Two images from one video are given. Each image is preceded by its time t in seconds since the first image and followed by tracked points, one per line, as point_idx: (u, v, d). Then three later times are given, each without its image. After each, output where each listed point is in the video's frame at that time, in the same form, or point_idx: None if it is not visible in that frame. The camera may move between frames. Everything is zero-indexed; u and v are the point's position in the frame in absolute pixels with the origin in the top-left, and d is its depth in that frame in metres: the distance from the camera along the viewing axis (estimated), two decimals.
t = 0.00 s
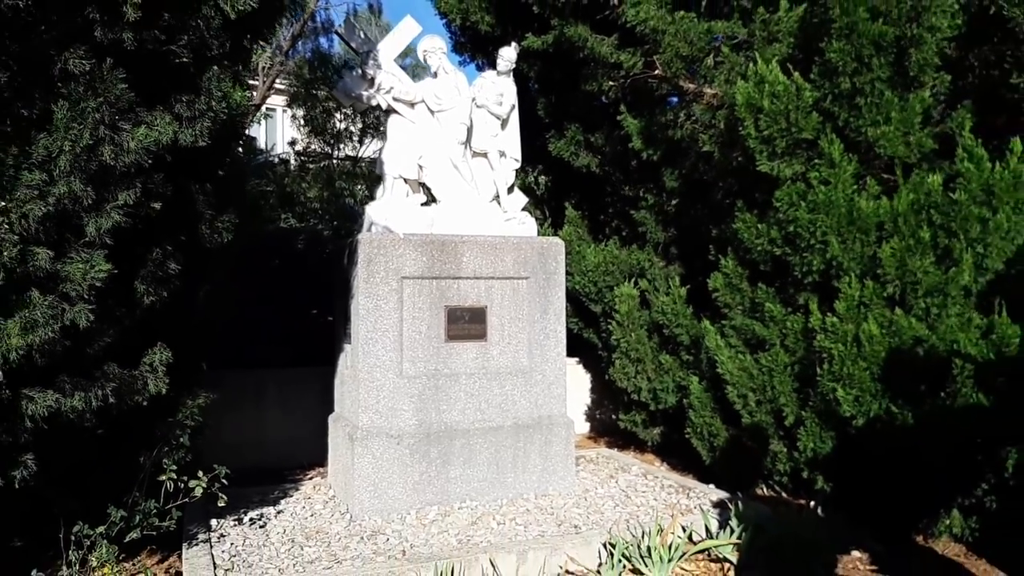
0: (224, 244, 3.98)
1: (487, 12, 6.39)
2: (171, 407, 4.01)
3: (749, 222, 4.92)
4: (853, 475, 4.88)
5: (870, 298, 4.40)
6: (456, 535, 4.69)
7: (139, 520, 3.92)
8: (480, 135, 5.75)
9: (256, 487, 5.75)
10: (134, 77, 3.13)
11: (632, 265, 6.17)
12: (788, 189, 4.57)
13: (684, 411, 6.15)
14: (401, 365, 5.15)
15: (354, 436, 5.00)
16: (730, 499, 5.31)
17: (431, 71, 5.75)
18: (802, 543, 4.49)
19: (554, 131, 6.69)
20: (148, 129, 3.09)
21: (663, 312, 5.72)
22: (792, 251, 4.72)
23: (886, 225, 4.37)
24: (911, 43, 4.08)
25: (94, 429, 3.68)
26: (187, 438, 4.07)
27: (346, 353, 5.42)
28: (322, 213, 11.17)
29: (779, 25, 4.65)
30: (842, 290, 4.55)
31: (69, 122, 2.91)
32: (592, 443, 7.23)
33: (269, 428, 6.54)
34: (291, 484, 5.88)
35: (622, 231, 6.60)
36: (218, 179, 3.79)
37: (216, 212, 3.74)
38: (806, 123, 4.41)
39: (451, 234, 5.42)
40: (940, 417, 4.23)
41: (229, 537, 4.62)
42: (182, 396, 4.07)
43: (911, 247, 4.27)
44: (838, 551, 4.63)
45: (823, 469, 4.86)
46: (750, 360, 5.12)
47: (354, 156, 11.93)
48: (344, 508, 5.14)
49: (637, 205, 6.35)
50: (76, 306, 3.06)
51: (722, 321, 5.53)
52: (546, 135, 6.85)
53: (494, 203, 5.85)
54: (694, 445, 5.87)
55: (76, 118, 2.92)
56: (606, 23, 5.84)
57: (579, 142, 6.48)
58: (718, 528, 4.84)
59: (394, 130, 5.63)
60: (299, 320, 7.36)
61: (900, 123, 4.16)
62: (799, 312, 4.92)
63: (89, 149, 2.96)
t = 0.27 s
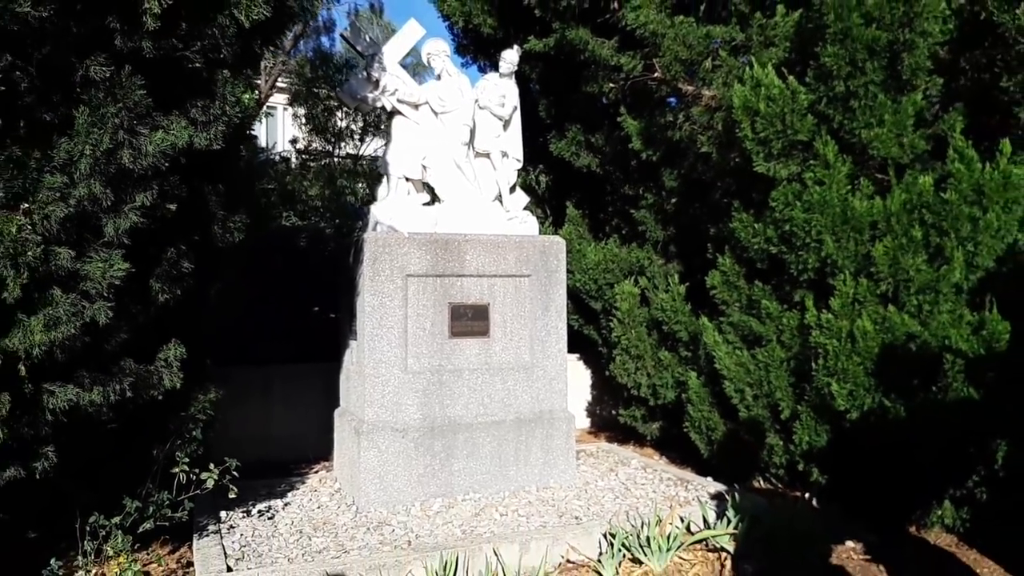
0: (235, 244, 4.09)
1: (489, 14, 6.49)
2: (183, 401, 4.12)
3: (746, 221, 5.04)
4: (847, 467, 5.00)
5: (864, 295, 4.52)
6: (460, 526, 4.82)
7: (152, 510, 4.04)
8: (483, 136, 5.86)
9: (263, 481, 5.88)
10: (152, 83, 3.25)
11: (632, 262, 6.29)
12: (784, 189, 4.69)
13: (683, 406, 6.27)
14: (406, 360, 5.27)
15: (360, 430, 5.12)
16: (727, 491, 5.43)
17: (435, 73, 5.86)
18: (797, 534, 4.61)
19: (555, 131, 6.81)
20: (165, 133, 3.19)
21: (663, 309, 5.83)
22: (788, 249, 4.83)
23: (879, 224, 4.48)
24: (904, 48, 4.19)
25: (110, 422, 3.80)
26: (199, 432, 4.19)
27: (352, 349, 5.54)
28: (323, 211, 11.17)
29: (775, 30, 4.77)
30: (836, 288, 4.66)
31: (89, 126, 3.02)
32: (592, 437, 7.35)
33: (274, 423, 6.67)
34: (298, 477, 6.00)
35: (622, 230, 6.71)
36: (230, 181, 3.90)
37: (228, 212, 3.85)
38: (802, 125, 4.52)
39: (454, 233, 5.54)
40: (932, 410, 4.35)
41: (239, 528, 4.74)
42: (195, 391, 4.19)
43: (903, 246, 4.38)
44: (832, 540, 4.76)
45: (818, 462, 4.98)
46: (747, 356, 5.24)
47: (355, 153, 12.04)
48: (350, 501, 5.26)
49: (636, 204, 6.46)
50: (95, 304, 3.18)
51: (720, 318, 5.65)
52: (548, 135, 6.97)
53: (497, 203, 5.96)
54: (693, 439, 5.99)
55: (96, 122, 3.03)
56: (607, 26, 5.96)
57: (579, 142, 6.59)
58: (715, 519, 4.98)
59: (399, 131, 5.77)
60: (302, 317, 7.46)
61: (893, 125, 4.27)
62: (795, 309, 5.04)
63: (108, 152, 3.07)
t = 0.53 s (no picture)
0: (247, 241, 4.21)
1: (491, 15, 6.60)
2: (195, 395, 4.36)
3: (743, 219, 5.16)
4: (842, 459, 5.12)
5: (858, 290, 4.65)
6: (465, 516, 4.95)
7: (167, 501, 4.15)
8: (486, 135, 5.99)
9: (271, 473, 6.01)
10: (170, 87, 3.37)
11: (632, 259, 6.42)
12: (780, 187, 4.81)
13: (682, 399, 6.40)
14: (412, 355, 5.40)
15: (367, 423, 5.25)
16: (725, 482, 5.56)
17: (438, 74, 5.98)
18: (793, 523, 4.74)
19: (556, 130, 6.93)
20: (182, 135, 3.28)
21: (662, 304, 5.96)
22: (784, 245, 4.96)
23: (873, 221, 4.59)
24: (897, 49, 4.31)
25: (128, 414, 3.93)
26: (213, 424, 4.32)
27: (358, 344, 5.67)
28: (325, 207, 11.45)
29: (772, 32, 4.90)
30: (831, 283, 4.79)
31: (111, 128, 3.12)
32: (593, 430, 7.49)
33: (281, 416, 6.79)
34: (305, 470, 6.13)
35: (622, 227, 6.84)
36: (243, 180, 4.02)
37: (241, 211, 3.97)
38: (797, 125, 4.65)
39: (458, 230, 5.66)
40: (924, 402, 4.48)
41: (250, 519, 4.87)
42: (207, 385, 4.42)
43: (896, 243, 4.51)
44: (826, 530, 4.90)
45: (814, 453, 5.11)
46: (744, 350, 5.37)
47: (356, 150, 12.15)
48: (357, 492, 5.39)
49: (636, 201, 6.58)
50: (116, 300, 3.30)
51: (718, 313, 5.77)
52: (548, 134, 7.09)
53: (499, 200, 6.07)
54: (691, 432, 6.12)
55: (117, 125, 3.14)
56: (607, 27, 6.09)
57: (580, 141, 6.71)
58: (714, 509, 5.10)
59: (403, 131, 5.89)
60: (306, 312, 7.58)
61: (886, 125, 4.40)
62: (791, 304, 5.17)
63: (129, 154, 3.18)
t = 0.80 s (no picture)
0: (257, 242, 4.34)
1: (493, 18, 6.72)
2: (209, 391, 4.47)
3: (740, 219, 5.29)
4: (836, 453, 5.26)
5: (852, 289, 4.77)
6: (469, 510, 5.08)
7: (181, 495, 4.31)
8: (488, 137, 6.12)
9: (279, 468, 6.14)
10: (187, 94, 3.50)
11: (632, 258, 6.55)
12: (776, 188, 4.94)
13: (681, 395, 6.53)
14: (416, 353, 5.52)
15: (373, 419, 5.38)
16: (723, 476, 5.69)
17: (441, 77, 6.10)
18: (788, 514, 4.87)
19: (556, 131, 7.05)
20: (198, 140, 3.40)
21: (661, 302, 6.09)
22: (780, 245, 5.08)
23: (866, 221, 4.71)
24: (888, 54, 4.43)
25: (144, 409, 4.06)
26: (225, 419, 4.46)
27: (364, 342, 5.79)
28: (328, 207, 11.63)
29: (768, 37, 5.03)
30: (826, 282, 4.92)
31: (131, 134, 3.25)
32: (593, 427, 7.62)
33: (287, 413, 6.91)
34: (312, 465, 6.26)
35: (622, 226, 6.96)
36: (254, 183, 4.14)
37: (252, 213, 4.09)
38: (792, 127, 4.78)
39: (462, 230, 5.79)
40: (916, 397, 4.61)
41: (260, 512, 5.00)
42: (219, 382, 4.52)
43: (888, 242, 4.63)
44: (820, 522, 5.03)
45: (809, 448, 5.24)
46: (741, 347, 5.49)
47: (358, 150, 12.26)
48: (364, 486, 5.53)
49: (636, 201, 6.70)
50: (135, 299, 3.44)
51: (716, 311, 5.90)
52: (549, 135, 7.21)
53: (502, 201, 6.20)
54: (690, 428, 6.25)
55: (136, 131, 3.27)
56: (607, 31, 6.22)
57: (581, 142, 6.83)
58: (712, 501, 5.22)
59: (407, 133, 6.01)
60: (309, 311, 7.70)
61: (879, 127, 4.52)
62: (787, 302, 5.29)
63: (147, 159, 3.30)
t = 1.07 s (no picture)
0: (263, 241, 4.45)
1: (493, 20, 6.81)
2: (216, 387, 4.59)
3: (735, 218, 5.40)
4: (829, 447, 5.38)
5: (844, 286, 4.88)
6: (470, 503, 5.21)
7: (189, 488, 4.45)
8: (488, 137, 6.22)
9: (284, 463, 6.25)
10: (196, 98, 3.61)
11: (630, 256, 6.66)
12: (769, 188, 5.05)
13: (677, 391, 6.65)
14: (418, 349, 5.64)
15: (376, 414, 5.50)
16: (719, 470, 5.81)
17: (442, 78, 6.20)
18: (781, 506, 4.98)
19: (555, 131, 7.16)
20: (207, 143, 3.50)
21: (658, 299, 6.22)
22: (774, 243, 5.20)
23: (858, 220, 4.81)
24: (879, 57, 4.52)
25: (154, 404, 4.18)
26: (232, 414, 4.58)
27: (366, 339, 5.91)
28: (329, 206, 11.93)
29: (762, 39, 5.14)
30: (818, 280, 5.03)
31: (142, 138, 3.36)
32: (592, 422, 7.75)
33: (291, 409, 7.03)
34: (316, 460, 6.38)
35: (620, 225, 7.08)
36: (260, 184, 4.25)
37: (258, 213, 4.20)
38: (785, 129, 4.88)
39: (462, 229, 5.90)
40: (906, 392, 4.73)
41: (265, 505, 5.12)
42: (226, 377, 4.64)
43: (879, 241, 4.74)
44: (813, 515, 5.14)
45: (803, 442, 5.36)
46: (736, 343, 5.61)
47: (359, 148, 12.39)
48: (367, 480, 5.64)
49: (634, 200, 6.81)
50: (147, 297, 3.55)
51: (712, 308, 6.01)
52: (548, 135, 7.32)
53: (501, 200, 6.31)
54: (686, 422, 6.37)
55: (148, 134, 3.37)
56: (605, 33, 6.32)
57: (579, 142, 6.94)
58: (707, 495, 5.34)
59: (409, 134, 6.12)
60: (312, 309, 7.80)
61: (870, 128, 4.62)
62: (781, 299, 5.41)
63: (157, 162, 3.41)
